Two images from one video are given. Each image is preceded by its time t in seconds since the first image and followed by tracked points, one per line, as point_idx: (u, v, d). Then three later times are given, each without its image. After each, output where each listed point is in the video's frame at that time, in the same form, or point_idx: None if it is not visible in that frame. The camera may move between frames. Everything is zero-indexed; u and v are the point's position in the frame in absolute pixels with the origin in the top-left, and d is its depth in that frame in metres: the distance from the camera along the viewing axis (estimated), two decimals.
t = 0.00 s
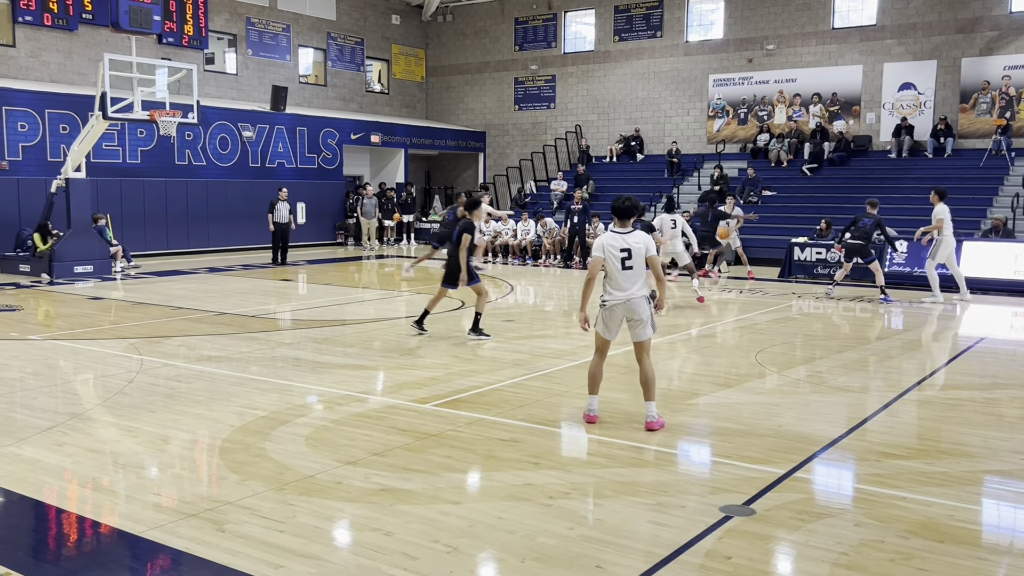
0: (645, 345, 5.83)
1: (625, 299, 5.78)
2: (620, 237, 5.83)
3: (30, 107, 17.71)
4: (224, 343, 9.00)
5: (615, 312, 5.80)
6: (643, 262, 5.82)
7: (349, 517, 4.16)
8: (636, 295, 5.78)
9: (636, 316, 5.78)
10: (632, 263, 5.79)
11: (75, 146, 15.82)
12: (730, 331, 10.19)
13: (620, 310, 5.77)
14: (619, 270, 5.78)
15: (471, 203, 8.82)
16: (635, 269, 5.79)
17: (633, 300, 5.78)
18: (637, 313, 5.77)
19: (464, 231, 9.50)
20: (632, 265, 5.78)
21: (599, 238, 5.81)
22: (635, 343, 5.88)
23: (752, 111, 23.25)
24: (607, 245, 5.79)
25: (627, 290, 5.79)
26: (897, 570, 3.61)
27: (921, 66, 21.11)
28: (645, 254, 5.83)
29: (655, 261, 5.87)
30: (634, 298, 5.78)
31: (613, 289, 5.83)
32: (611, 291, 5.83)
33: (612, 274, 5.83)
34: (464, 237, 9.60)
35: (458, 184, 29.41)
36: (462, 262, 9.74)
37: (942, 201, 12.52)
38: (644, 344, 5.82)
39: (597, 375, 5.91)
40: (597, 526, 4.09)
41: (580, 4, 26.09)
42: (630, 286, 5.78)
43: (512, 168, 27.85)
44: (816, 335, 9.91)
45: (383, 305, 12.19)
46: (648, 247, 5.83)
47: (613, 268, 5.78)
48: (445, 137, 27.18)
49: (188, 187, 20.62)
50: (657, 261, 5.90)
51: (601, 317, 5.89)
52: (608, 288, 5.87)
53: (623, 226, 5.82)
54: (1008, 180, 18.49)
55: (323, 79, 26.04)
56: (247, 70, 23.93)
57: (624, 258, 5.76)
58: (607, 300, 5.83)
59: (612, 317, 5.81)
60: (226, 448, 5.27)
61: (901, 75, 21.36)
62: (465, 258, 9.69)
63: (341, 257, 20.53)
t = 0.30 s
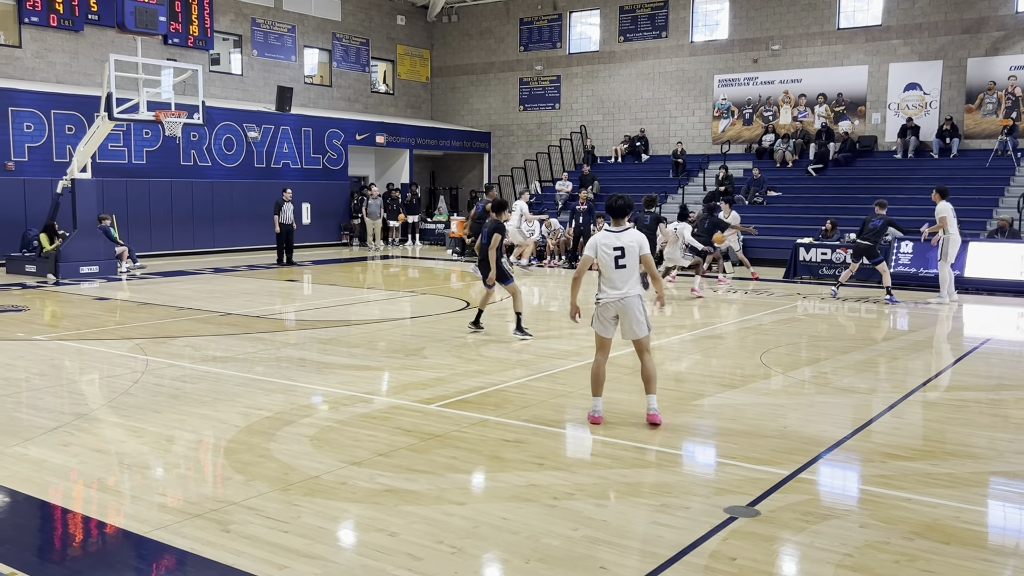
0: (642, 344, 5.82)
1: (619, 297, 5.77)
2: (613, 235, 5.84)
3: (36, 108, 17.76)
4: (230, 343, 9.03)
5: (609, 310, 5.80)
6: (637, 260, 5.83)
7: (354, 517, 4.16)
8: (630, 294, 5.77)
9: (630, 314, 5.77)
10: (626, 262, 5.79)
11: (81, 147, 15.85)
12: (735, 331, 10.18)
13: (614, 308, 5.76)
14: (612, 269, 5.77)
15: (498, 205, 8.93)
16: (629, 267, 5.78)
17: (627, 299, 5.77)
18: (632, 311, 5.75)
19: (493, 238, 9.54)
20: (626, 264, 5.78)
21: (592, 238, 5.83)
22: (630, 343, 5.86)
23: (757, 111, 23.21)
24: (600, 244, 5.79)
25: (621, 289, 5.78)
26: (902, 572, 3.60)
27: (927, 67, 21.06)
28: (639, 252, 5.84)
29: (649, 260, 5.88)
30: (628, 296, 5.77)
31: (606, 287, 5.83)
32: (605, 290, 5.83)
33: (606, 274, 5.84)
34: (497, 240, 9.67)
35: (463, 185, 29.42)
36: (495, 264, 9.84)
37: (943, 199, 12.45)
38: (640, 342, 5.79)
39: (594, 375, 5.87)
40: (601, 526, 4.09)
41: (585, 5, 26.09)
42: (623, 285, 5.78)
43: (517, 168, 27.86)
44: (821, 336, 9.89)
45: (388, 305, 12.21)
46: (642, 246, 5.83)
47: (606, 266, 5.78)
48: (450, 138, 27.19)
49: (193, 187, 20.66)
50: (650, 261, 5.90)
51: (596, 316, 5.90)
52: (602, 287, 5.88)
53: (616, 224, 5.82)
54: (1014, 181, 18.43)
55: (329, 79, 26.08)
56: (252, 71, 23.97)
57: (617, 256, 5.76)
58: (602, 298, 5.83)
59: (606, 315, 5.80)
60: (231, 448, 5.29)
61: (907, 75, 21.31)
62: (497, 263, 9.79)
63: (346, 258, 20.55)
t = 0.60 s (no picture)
0: (653, 344, 5.81)
1: (629, 298, 5.77)
2: (625, 236, 5.84)
3: (42, 108, 17.81)
4: (234, 344, 9.05)
5: (619, 310, 5.82)
6: (648, 260, 5.80)
7: (358, 517, 4.17)
8: (640, 294, 5.76)
9: (640, 315, 5.76)
10: (636, 262, 5.78)
11: (87, 147, 15.89)
12: (739, 332, 10.17)
13: (623, 308, 5.78)
14: (623, 270, 5.78)
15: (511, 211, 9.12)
16: (639, 267, 5.76)
17: (636, 299, 5.76)
18: (640, 311, 5.74)
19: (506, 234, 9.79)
20: (636, 264, 5.78)
21: (604, 238, 5.86)
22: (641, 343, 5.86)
23: (762, 111, 23.17)
24: (611, 245, 5.82)
25: (631, 290, 5.78)
26: (907, 572, 3.59)
27: (932, 67, 21.02)
28: (650, 252, 5.82)
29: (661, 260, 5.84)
30: (637, 297, 5.76)
31: (618, 287, 5.84)
32: (617, 290, 5.85)
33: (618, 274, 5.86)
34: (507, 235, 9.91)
35: (468, 185, 29.44)
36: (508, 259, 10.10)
37: (949, 199, 12.42)
38: (650, 342, 5.79)
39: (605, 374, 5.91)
40: (605, 526, 4.09)
41: (589, 5, 26.09)
42: (633, 286, 5.77)
43: (522, 169, 27.86)
44: (826, 336, 9.88)
45: (392, 306, 12.22)
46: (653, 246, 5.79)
47: (617, 266, 5.80)
48: (455, 139, 27.21)
49: (198, 188, 20.71)
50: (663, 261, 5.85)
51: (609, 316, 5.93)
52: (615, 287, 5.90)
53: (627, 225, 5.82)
54: (1020, 181, 18.38)
55: (333, 80, 26.11)
56: (257, 72, 24.01)
57: (626, 257, 5.76)
58: (613, 299, 5.87)
59: (616, 315, 5.82)
60: (236, 448, 5.30)
61: (912, 75, 21.27)
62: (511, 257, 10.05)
63: (350, 258, 20.57)
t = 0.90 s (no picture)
0: (657, 344, 5.81)
1: (639, 296, 5.75)
2: (636, 236, 5.83)
3: (48, 110, 17.87)
4: (240, 344, 9.06)
5: (627, 308, 5.78)
6: (659, 260, 5.80)
7: (364, 517, 4.17)
8: (650, 293, 5.75)
9: (648, 314, 5.75)
10: (647, 262, 5.78)
11: (93, 148, 15.92)
12: (744, 332, 10.15)
13: (632, 306, 5.74)
14: (634, 268, 5.76)
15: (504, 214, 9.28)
16: (650, 267, 5.76)
17: (646, 298, 5.75)
18: (649, 310, 5.74)
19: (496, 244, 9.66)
20: (647, 263, 5.77)
21: (615, 236, 5.82)
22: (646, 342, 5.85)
23: (767, 112, 23.13)
24: (623, 244, 5.80)
25: (641, 289, 5.76)
26: (914, 573, 3.58)
27: (938, 66, 20.96)
28: (660, 253, 5.83)
29: (671, 261, 5.85)
30: (647, 296, 5.75)
31: (627, 286, 5.81)
32: (624, 288, 5.82)
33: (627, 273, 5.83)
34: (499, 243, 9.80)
35: (472, 186, 29.46)
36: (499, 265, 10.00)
37: (956, 198, 12.33)
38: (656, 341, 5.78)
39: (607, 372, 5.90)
40: (611, 527, 4.09)
41: (594, 6, 26.09)
42: (643, 285, 5.76)
43: (526, 169, 27.86)
44: (831, 337, 9.85)
45: (397, 306, 12.22)
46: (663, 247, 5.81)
47: (628, 265, 5.77)
48: (459, 139, 27.22)
49: (204, 189, 20.74)
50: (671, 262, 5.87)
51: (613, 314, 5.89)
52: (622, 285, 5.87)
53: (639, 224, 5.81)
54: None
55: (338, 81, 26.15)
56: (262, 73, 24.05)
57: (638, 256, 5.75)
58: (620, 296, 5.83)
59: (623, 313, 5.79)
60: (242, 448, 5.30)
61: (918, 75, 21.23)
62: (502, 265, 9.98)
63: (355, 259, 20.59)
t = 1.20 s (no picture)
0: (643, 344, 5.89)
1: (629, 299, 5.81)
2: (620, 238, 5.83)
3: (53, 110, 17.91)
4: (244, 344, 9.07)
5: (618, 311, 5.81)
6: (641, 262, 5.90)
7: (368, 517, 4.17)
8: (637, 296, 5.84)
9: (638, 316, 5.83)
10: (632, 264, 5.83)
11: (97, 149, 15.96)
12: (749, 332, 10.14)
13: (624, 309, 5.78)
14: (622, 271, 5.79)
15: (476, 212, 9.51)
16: (636, 270, 5.83)
17: (634, 300, 5.84)
18: (639, 312, 5.81)
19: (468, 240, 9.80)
20: (634, 265, 5.83)
21: (601, 239, 5.76)
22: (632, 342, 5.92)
23: (772, 111, 23.09)
24: (611, 246, 5.75)
25: (629, 291, 5.81)
26: (919, 573, 3.57)
27: (944, 66, 20.91)
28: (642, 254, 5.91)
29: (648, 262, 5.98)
30: (635, 298, 5.83)
31: (614, 289, 5.81)
32: (612, 291, 5.83)
33: (612, 276, 5.83)
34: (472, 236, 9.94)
35: (477, 186, 29.48)
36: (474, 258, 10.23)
37: (963, 198, 12.34)
38: (644, 343, 5.87)
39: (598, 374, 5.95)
40: (616, 527, 4.08)
41: (599, 6, 26.07)
42: (631, 288, 5.82)
43: (531, 169, 27.86)
44: (836, 337, 9.83)
45: (401, 306, 12.24)
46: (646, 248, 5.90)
47: (617, 268, 5.77)
48: (464, 139, 27.24)
49: (208, 189, 20.78)
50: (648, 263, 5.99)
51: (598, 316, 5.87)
52: (607, 288, 5.86)
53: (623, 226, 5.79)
54: None
55: (343, 81, 26.18)
56: (266, 73, 24.08)
57: (627, 259, 5.77)
58: (607, 299, 5.82)
59: (614, 316, 5.80)
60: (246, 448, 5.30)
61: (923, 75, 21.18)
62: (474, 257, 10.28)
63: (360, 259, 20.61)
